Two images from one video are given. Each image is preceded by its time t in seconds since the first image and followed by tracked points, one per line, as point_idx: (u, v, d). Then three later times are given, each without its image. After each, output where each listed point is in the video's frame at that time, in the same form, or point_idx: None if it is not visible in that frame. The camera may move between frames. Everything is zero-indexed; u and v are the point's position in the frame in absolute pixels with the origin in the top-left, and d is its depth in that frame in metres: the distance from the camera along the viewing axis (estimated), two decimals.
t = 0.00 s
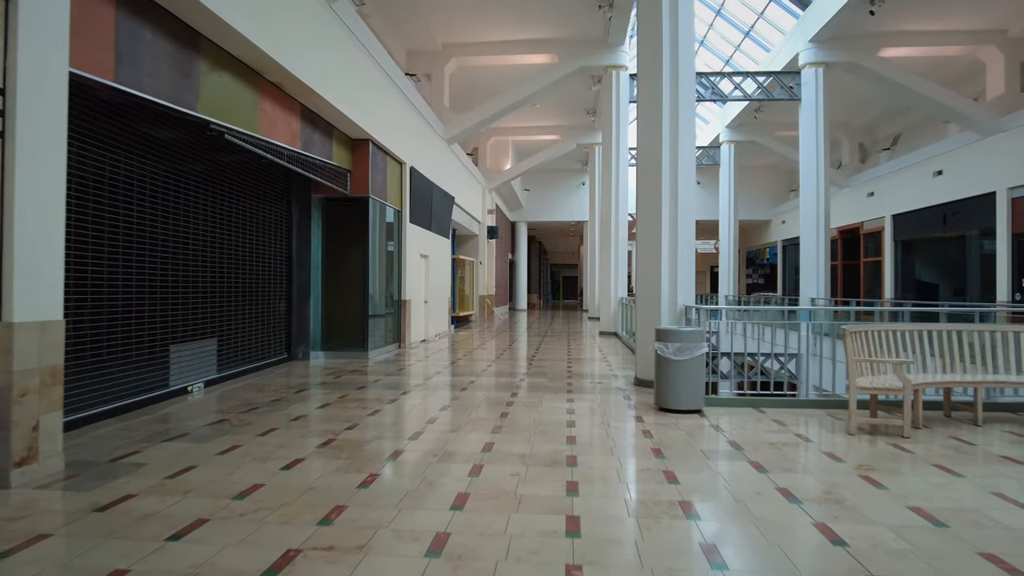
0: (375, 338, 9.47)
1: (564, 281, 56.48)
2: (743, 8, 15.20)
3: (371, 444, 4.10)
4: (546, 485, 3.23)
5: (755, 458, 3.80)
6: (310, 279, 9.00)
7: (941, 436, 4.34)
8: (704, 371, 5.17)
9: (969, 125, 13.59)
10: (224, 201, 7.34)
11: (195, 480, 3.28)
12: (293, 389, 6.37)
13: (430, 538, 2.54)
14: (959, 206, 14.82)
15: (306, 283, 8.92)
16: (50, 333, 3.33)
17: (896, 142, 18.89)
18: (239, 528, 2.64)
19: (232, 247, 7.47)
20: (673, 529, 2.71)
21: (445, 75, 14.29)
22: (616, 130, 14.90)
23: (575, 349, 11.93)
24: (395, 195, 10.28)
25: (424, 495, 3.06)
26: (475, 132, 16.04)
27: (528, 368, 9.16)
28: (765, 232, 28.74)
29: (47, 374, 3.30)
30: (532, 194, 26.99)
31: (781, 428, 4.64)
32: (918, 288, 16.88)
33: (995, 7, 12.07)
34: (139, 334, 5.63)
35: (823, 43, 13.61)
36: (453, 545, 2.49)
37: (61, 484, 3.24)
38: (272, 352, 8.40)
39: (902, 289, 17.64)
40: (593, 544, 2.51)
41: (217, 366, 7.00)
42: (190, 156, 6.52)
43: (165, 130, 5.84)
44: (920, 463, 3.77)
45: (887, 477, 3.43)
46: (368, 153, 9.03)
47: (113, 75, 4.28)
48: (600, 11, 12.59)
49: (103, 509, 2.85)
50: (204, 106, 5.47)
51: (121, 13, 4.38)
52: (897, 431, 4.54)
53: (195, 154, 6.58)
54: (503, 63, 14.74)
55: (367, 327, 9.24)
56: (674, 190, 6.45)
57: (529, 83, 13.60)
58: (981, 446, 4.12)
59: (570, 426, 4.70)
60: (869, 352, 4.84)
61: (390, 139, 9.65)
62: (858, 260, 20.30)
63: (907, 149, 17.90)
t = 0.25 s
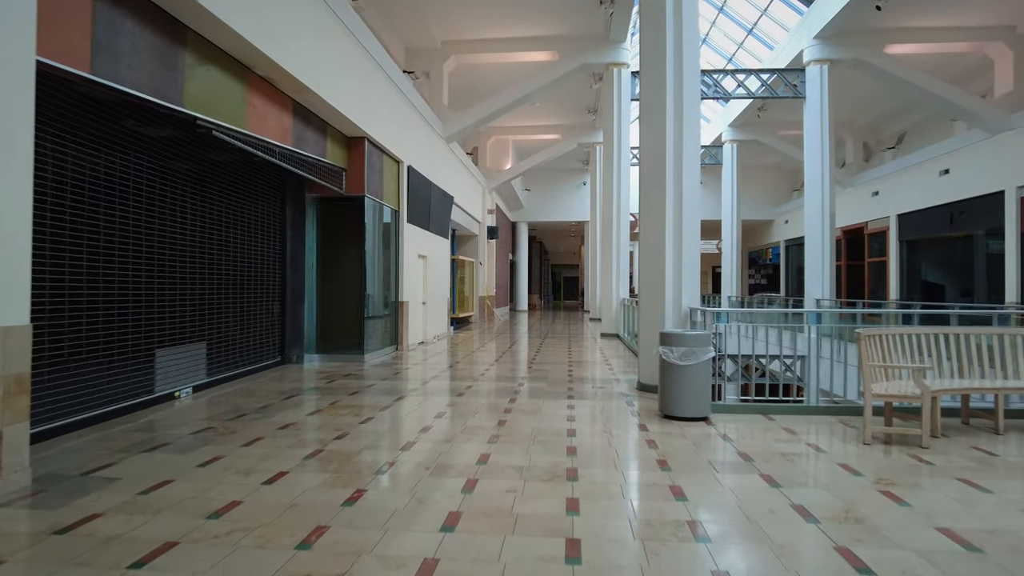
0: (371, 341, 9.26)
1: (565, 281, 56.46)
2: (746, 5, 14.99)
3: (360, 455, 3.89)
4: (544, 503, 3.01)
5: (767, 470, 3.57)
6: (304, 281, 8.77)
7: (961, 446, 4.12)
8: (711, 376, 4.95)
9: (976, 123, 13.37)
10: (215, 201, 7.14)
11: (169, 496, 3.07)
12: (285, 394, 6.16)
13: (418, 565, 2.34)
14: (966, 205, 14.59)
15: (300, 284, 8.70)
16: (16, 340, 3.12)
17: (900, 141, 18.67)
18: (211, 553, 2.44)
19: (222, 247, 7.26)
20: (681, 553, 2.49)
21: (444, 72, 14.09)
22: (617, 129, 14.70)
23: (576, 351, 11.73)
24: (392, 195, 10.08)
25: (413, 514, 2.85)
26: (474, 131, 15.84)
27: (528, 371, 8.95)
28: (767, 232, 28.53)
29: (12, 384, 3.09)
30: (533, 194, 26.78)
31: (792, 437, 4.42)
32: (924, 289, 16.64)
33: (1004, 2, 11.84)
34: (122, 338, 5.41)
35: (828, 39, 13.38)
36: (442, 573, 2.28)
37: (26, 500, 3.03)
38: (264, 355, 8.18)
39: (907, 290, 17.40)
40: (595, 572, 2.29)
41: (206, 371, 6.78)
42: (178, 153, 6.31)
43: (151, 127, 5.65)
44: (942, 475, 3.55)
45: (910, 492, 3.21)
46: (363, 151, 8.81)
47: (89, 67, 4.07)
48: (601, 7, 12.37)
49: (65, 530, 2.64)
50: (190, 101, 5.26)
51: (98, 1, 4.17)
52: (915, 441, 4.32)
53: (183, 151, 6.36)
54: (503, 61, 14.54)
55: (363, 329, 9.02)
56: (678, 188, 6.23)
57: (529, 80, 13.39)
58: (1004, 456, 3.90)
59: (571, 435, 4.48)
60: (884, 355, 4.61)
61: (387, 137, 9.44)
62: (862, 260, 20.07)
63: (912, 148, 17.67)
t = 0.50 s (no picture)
0: (368, 341, 9.06)
1: (566, 281, 56.31)
2: (749, 1, 14.79)
3: (349, 462, 3.69)
4: (542, 516, 2.81)
5: (779, 479, 3.36)
6: (299, 280, 8.58)
7: (983, 452, 3.92)
8: (718, 378, 4.74)
9: (984, 119, 13.15)
10: (207, 198, 6.96)
11: (141, 508, 2.87)
12: (276, 397, 5.96)
13: None
14: (974, 203, 14.37)
15: (295, 283, 8.51)
16: None
17: (905, 139, 18.45)
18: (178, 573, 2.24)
19: (214, 245, 7.07)
20: (690, 573, 2.29)
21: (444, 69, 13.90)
22: (619, 126, 14.49)
23: (577, 351, 11.55)
24: (390, 192, 9.89)
25: (401, 529, 2.65)
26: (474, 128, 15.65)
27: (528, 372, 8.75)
28: (770, 231, 28.32)
29: None
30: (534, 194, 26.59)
31: (804, 442, 4.21)
32: (930, 289, 16.41)
33: None
34: (105, 338, 5.22)
35: (833, 34, 13.17)
36: None
37: None
38: (257, 357, 7.97)
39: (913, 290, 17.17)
40: None
41: (195, 373, 6.58)
42: (166, 148, 6.11)
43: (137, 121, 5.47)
44: (965, 483, 3.35)
45: (934, 502, 3.00)
46: (359, 147, 8.61)
47: (64, 55, 3.88)
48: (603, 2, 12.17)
49: (24, 546, 2.45)
50: (176, 94, 5.07)
51: None
52: (934, 446, 4.11)
53: (171, 146, 6.16)
54: (503, 57, 14.34)
55: (359, 329, 8.82)
56: (683, 184, 6.03)
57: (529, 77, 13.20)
58: None
59: (571, 439, 4.28)
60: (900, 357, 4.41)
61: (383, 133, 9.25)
62: (866, 259, 19.86)
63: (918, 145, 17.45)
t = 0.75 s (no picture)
0: (365, 341, 8.83)
1: (567, 281, 56.11)
2: None
3: (337, 471, 3.47)
4: (542, 532, 2.59)
5: (795, 490, 3.14)
6: (293, 278, 8.36)
7: (1010, 459, 3.69)
8: (727, 380, 4.53)
9: (993, 115, 12.91)
10: (197, 193, 6.74)
11: (108, 523, 2.65)
12: (267, 399, 5.74)
13: None
14: (982, 201, 14.13)
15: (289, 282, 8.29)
16: None
17: (911, 136, 18.21)
18: None
19: (205, 243, 6.85)
20: None
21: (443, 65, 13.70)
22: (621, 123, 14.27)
23: (579, 352, 11.33)
24: (387, 188, 9.69)
25: (388, 547, 2.43)
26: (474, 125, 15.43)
27: (528, 372, 8.53)
28: (773, 230, 28.08)
29: None
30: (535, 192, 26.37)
31: (821, 449, 3.98)
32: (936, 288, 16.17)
33: None
34: (87, 338, 5.01)
35: (839, 29, 12.93)
36: None
37: None
38: (249, 357, 7.75)
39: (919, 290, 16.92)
40: None
41: (183, 375, 6.36)
42: (154, 142, 5.90)
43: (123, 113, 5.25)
44: (996, 494, 3.12)
45: (965, 516, 2.78)
46: (355, 142, 8.38)
47: (37, 39, 3.66)
48: None
49: None
50: (161, 84, 4.85)
51: None
52: (958, 453, 3.88)
53: (158, 139, 5.94)
54: (503, 53, 14.12)
55: (356, 329, 8.60)
56: (689, 178, 5.80)
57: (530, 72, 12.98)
58: None
59: (574, 444, 4.06)
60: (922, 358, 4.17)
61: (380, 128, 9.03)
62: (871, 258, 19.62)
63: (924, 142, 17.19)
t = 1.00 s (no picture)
0: (359, 344, 8.61)
1: (567, 281, 55.96)
2: None
3: (322, 487, 3.26)
4: (539, 559, 2.39)
5: (812, 510, 2.92)
6: (286, 279, 8.15)
7: None
8: (734, 388, 4.32)
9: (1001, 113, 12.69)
10: (186, 192, 6.53)
11: (70, 548, 2.46)
12: (255, 405, 5.54)
13: None
14: (989, 200, 13.91)
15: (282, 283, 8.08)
16: None
17: (915, 135, 18.00)
18: None
19: (194, 243, 6.64)
20: None
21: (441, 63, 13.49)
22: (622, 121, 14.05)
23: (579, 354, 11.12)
24: (383, 187, 9.48)
25: None
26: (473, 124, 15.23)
27: (528, 375, 8.32)
28: (775, 231, 27.87)
29: None
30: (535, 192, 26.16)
31: (836, 462, 3.77)
32: (941, 288, 15.95)
33: None
34: (66, 342, 4.80)
35: (844, 26, 12.72)
36: None
37: None
38: (240, 361, 7.54)
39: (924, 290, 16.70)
40: None
41: (169, 380, 6.15)
42: (140, 140, 5.69)
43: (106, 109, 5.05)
44: None
45: (996, 540, 2.57)
46: (349, 140, 8.17)
47: (6, 28, 3.45)
48: None
49: None
50: (143, 77, 4.64)
51: None
52: (981, 466, 3.67)
53: (144, 136, 5.72)
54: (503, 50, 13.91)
55: (351, 331, 8.38)
56: (693, 176, 5.59)
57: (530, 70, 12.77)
58: None
59: (574, 456, 3.85)
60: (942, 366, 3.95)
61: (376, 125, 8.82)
62: (875, 259, 19.41)
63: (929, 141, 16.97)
